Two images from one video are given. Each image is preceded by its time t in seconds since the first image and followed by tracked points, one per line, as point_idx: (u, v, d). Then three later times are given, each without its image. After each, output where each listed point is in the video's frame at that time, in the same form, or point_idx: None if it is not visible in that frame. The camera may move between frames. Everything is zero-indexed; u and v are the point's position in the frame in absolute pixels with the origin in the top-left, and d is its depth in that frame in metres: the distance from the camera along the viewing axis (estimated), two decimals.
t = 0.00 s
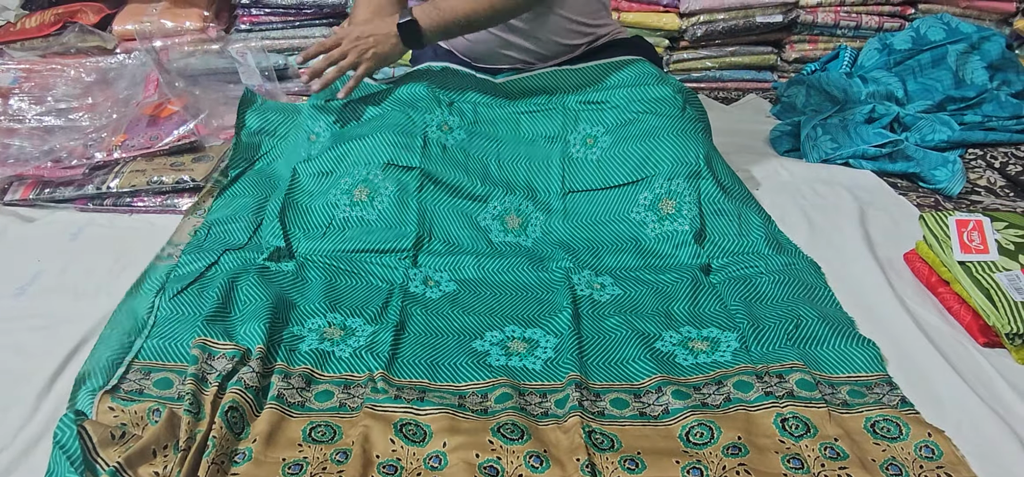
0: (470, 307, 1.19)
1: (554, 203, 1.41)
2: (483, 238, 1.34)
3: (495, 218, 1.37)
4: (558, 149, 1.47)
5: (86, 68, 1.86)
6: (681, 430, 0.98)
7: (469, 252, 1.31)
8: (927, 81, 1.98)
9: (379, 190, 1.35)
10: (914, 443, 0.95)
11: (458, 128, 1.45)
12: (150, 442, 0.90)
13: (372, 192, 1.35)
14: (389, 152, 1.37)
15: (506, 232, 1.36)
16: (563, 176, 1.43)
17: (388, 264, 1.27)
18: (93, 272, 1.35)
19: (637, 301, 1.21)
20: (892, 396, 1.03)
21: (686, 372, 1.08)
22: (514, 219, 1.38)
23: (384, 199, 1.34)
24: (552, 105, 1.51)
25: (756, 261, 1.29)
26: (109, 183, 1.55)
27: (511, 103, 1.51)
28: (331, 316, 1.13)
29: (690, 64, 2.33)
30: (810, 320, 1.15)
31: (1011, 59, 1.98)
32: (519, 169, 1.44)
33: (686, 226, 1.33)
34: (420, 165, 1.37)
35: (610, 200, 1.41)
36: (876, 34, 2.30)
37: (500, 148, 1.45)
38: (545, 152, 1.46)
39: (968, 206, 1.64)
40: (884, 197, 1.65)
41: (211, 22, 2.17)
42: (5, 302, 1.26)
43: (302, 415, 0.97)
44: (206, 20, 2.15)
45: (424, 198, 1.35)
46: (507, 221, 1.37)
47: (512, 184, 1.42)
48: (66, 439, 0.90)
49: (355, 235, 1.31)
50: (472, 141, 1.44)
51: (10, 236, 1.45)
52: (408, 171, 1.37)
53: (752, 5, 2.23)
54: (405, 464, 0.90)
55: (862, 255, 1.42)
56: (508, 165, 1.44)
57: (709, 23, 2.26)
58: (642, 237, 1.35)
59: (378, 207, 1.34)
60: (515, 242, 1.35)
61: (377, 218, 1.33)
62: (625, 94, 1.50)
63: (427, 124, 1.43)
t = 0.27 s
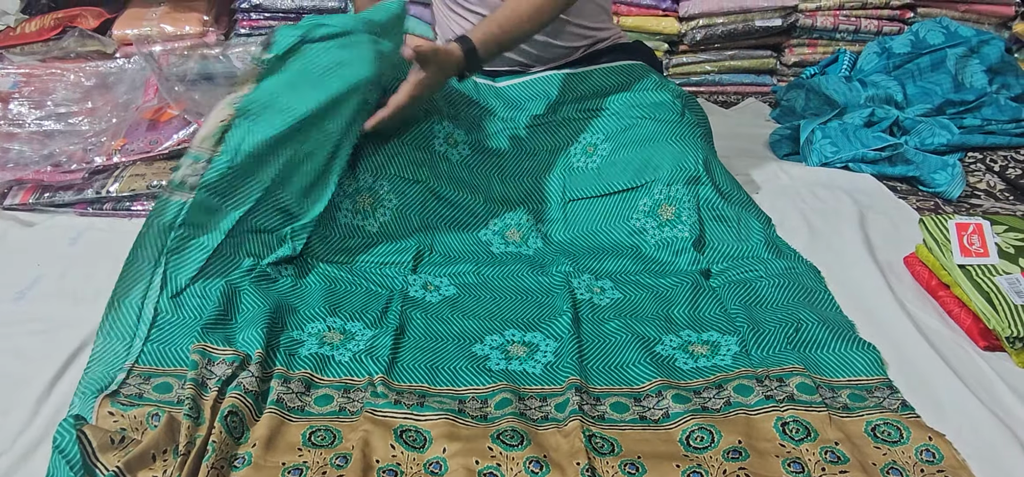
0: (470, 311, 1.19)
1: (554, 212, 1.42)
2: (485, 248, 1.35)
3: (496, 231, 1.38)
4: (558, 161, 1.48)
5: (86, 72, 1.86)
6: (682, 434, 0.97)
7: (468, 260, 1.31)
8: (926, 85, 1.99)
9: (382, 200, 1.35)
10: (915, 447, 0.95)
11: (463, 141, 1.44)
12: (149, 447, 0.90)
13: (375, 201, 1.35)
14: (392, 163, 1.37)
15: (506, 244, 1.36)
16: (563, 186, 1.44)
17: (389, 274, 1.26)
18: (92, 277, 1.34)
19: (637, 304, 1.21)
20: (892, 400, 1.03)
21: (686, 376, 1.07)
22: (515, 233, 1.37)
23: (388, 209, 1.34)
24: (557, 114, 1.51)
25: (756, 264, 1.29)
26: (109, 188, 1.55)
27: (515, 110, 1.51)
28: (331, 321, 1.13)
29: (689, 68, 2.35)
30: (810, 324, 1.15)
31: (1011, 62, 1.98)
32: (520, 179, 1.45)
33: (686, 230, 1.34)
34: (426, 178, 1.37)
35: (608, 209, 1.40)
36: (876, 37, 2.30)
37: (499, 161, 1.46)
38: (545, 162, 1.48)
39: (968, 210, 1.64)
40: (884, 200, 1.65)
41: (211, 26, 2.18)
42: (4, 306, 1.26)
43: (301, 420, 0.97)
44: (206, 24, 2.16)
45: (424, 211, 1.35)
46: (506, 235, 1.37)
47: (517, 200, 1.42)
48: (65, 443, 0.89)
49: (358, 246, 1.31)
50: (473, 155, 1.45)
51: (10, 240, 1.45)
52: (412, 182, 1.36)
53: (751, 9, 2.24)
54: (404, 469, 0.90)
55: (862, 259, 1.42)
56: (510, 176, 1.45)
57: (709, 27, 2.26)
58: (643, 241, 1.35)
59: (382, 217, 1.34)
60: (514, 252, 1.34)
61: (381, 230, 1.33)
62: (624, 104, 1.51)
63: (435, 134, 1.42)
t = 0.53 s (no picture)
0: (469, 315, 1.19)
1: (554, 214, 1.39)
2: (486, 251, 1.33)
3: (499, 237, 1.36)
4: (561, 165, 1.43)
5: (86, 76, 1.87)
6: (681, 438, 0.98)
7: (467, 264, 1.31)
8: (924, 88, 2.00)
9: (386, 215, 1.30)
10: (913, 450, 0.96)
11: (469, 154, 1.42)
12: (148, 451, 0.90)
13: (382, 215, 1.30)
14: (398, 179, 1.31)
15: (508, 248, 1.34)
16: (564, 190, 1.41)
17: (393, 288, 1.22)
18: (92, 281, 1.35)
19: (636, 308, 1.21)
20: (891, 403, 1.03)
21: (685, 380, 1.08)
22: (517, 239, 1.35)
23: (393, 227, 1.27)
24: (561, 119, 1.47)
25: (755, 268, 1.29)
26: (109, 192, 1.55)
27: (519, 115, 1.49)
28: (331, 325, 1.14)
29: (688, 72, 2.35)
30: (809, 327, 1.15)
31: (1008, 66, 1.99)
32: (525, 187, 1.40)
33: (685, 235, 1.34)
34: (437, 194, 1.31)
35: (610, 210, 1.40)
36: (874, 41, 2.31)
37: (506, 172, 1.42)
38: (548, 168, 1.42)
39: (966, 213, 1.65)
40: (882, 204, 1.66)
41: (210, 30, 2.18)
42: (4, 310, 1.26)
43: (300, 424, 0.97)
44: (206, 29, 2.17)
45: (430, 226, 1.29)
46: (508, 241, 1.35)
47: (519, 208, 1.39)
48: (64, 447, 0.90)
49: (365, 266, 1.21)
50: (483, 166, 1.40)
51: (9, 244, 1.45)
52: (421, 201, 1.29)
53: (750, 13, 2.25)
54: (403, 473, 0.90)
55: (860, 262, 1.42)
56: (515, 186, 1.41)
57: (708, 31, 2.27)
58: (643, 245, 1.35)
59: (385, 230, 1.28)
60: (512, 255, 1.34)
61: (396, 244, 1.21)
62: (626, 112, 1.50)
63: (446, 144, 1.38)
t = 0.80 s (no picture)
0: (468, 318, 1.19)
1: (554, 220, 1.41)
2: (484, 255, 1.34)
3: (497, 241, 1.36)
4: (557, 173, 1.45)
5: (85, 79, 1.87)
6: (681, 440, 0.97)
7: (467, 267, 1.31)
8: (924, 90, 2.00)
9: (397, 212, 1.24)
10: (914, 453, 0.95)
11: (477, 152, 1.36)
12: (147, 454, 0.90)
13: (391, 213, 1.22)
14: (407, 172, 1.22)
15: (507, 251, 1.35)
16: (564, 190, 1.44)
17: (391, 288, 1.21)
18: (91, 283, 1.34)
19: (636, 310, 1.21)
20: (891, 405, 1.03)
21: (685, 382, 1.07)
22: (514, 242, 1.37)
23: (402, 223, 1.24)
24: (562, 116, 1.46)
25: (755, 270, 1.29)
26: (108, 194, 1.55)
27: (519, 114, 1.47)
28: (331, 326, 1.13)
29: (687, 74, 2.35)
30: (809, 329, 1.15)
31: (1008, 67, 1.99)
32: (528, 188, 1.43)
33: (684, 237, 1.34)
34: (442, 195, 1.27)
35: (608, 214, 1.41)
36: (873, 43, 2.31)
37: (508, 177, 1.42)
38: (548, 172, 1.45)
39: (966, 215, 1.65)
40: (881, 205, 1.65)
41: (209, 32, 2.18)
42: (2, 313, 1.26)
43: (299, 426, 0.96)
44: (205, 31, 2.17)
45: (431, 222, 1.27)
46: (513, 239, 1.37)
47: (517, 212, 1.40)
48: (64, 450, 0.90)
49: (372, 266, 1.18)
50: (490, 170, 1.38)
51: (8, 246, 1.45)
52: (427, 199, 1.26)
53: (749, 15, 2.25)
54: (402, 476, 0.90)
55: (859, 264, 1.42)
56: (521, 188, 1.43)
57: (707, 33, 2.27)
58: (643, 249, 1.35)
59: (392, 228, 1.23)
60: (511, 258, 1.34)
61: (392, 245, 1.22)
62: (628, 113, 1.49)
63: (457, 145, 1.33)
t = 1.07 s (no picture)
0: (468, 320, 1.19)
1: (555, 223, 1.41)
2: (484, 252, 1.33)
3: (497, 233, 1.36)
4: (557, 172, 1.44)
5: (85, 81, 1.87)
6: (681, 442, 0.97)
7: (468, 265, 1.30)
8: (923, 92, 2.00)
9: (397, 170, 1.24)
10: (914, 454, 0.95)
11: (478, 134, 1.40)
12: (147, 456, 0.90)
13: (391, 169, 1.23)
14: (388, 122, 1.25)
15: (507, 249, 1.35)
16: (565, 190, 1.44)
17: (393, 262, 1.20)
18: (90, 286, 1.34)
19: (636, 312, 1.21)
20: (891, 407, 1.03)
21: (686, 384, 1.07)
22: (514, 237, 1.37)
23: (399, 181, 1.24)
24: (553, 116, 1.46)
25: (755, 271, 1.29)
26: (107, 196, 1.55)
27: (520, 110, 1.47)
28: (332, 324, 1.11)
29: (686, 75, 2.35)
30: (809, 330, 1.15)
31: (1007, 69, 1.99)
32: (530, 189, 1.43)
33: (684, 239, 1.34)
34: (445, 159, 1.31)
35: (608, 217, 1.41)
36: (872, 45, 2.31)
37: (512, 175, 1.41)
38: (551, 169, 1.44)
39: (966, 216, 1.65)
40: (881, 207, 1.65)
41: (209, 35, 2.19)
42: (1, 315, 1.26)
43: (298, 428, 0.96)
44: (205, 33, 2.17)
45: (430, 186, 1.28)
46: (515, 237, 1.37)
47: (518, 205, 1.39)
48: (64, 453, 0.90)
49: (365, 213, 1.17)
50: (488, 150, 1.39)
51: (8, 248, 1.45)
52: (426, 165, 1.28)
53: (748, 16, 2.25)
54: None
55: (860, 265, 1.42)
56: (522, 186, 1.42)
57: (706, 35, 2.27)
58: (642, 253, 1.34)
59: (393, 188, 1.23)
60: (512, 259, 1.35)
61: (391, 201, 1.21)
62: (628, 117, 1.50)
63: (451, 121, 1.36)
